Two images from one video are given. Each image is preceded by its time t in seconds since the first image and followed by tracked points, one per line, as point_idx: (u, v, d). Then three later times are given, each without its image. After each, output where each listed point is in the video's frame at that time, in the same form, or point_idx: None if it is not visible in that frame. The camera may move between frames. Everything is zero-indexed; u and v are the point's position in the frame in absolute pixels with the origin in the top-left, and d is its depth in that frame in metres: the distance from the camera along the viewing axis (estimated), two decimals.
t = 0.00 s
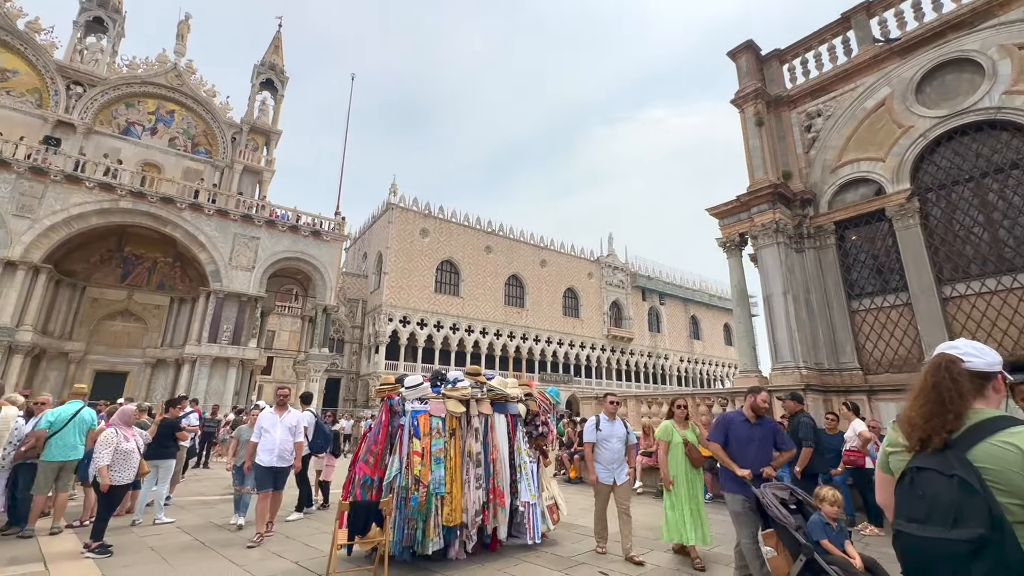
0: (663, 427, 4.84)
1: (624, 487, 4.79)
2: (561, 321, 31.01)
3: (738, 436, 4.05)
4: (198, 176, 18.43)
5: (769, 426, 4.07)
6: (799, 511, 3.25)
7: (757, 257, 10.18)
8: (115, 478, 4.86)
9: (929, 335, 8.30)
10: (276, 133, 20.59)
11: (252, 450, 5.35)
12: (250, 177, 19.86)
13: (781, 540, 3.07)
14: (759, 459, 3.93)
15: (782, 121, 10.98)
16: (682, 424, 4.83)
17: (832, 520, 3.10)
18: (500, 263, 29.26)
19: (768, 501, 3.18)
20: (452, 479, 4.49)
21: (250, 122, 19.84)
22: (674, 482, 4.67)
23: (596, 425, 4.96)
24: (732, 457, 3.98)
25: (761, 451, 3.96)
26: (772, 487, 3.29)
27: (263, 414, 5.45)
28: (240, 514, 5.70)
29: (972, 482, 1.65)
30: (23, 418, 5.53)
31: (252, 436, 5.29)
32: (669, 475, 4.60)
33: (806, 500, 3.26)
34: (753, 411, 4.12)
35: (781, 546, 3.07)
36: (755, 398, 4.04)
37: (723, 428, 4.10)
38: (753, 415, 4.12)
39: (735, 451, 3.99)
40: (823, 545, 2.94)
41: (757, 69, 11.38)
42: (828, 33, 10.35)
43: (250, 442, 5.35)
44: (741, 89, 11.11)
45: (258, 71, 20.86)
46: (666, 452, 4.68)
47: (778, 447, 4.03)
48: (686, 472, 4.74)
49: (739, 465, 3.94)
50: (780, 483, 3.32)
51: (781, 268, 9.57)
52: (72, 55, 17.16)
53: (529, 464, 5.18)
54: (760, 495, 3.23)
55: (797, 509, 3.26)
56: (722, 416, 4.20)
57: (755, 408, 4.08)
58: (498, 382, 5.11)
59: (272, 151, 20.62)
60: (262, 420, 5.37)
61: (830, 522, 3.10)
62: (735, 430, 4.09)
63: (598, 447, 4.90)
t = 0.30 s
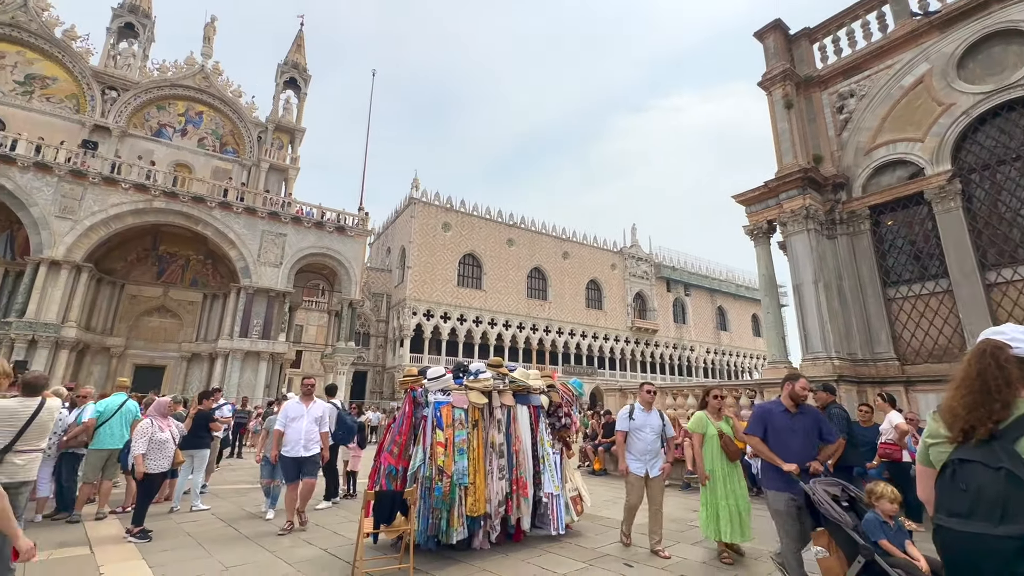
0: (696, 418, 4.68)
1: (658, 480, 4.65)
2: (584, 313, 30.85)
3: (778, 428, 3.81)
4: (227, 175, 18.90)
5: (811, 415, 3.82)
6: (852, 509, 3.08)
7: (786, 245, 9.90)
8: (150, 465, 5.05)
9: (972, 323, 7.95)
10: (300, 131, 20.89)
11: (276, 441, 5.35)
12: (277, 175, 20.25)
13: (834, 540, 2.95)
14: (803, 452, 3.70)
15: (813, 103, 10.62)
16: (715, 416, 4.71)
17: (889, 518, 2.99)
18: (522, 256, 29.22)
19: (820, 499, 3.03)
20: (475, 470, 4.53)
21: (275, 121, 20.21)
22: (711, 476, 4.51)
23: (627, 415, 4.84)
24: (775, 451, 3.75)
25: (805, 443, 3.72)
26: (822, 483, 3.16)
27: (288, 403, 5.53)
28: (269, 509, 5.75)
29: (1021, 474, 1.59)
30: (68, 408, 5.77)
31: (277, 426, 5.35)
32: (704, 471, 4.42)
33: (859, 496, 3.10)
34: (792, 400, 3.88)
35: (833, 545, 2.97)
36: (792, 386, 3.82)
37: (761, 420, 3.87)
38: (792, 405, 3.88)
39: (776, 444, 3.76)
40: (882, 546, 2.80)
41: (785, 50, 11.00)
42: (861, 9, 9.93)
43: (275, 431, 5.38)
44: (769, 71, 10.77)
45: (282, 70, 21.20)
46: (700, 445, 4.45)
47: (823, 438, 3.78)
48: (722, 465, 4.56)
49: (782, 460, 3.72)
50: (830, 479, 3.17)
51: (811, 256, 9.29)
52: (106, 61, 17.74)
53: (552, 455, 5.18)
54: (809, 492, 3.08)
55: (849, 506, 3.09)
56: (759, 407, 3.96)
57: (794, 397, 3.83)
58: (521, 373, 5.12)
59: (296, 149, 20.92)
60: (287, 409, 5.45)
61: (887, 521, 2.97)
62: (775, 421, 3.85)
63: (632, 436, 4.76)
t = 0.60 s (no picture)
0: (738, 411, 4.32)
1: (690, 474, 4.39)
2: (603, 306, 30.68)
3: (822, 422, 3.58)
4: (248, 174, 19.24)
5: (856, 406, 3.59)
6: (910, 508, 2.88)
7: (811, 234, 9.66)
8: (182, 458, 5.20)
9: (1010, 312, 7.66)
10: (319, 129, 21.12)
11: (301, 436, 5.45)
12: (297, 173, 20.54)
13: (894, 542, 2.66)
14: (851, 446, 3.50)
15: (839, 87, 10.31)
16: (756, 409, 4.38)
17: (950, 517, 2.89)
18: (539, 249, 29.15)
19: (877, 495, 2.76)
20: (498, 463, 4.55)
21: (294, 120, 20.47)
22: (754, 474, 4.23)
23: (658, 408, 4.54)
24: (819, 447, 3.54)
25: (852, 436, 3.51)
26: (877, 479, 2.94)
27: (314, 398, 5.59)
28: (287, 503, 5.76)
29: None
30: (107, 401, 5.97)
31: (304, 422, 5.44)
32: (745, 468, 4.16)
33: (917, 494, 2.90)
34: (835, 391, 3.63)
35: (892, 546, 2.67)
36: (834, 376, 3.59)
37: (803, 414, 3.64)
38: (836, 396, 3.63)
39: (822, 439, 3.55)
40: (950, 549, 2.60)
41: (809, 32, 10.69)
42: None
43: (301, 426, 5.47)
44: (793, 55, 10.48)
45: (300, 69, 21.45)
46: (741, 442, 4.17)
47: (872, 431, 3.58)
48: (763, 463, 4.29)
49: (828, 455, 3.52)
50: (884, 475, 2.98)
51: (838, 245, 9.04)
52: (131, 65, 18.18)
53: (574, 448, 5.18)
54: (865, 489, 2.81)
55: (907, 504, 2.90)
56: (800, 400, 3.72)
57: (838, 388, 3.59)
58: (541, 366, 5.11)
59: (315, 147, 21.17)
60: (313, 404, 5.51)
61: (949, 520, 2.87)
62: (817, 415, 3.62)
63: (661, 431, 4.47)
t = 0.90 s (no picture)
0: (785, 404, 4.13)
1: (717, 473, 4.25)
2: (617, 300, 30.51)
3: (872, 417, 3.43)
4: (265, 174, 19.49)
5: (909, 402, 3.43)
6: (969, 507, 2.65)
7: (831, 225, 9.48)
8: (207, 452, 5.34)
9: None
10: (333, 127, 21.27)
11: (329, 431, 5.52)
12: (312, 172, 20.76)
13: (953, 546, 2.41)
14: (903, 442, 3.33)
15: (860, 74, 10.07)
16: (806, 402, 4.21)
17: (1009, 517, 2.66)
18: (553, 244, 29.06)
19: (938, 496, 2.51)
20: (516, 457, 4.57)
21: (309, 119, 20.65)
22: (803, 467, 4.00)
23: (685, 406, 4.37)
24: (869, 442, 3.38)
25: (903, 433, 3.34)
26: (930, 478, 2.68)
27: (339, 394, 5.63)
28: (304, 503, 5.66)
29: None
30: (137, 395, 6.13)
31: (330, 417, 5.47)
32: (795, 461, 3.96)
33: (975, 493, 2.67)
34: (886, 384, 3.48)
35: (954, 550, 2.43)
36: (885, 368, 3.43)
37: (851, 408, 3.49)
38: (887, 390, 3.48)
39: (871, 434, 3.39)
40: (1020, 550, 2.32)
41: (829, 18, 10.44)
42: None
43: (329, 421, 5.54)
44: (811, 42, 10.25)
45: (313, 69, 21.63)
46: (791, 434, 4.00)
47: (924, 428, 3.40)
48: (815, 456, 4.07)
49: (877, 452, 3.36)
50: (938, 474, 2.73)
51: (859, 235, 8.85)
52: (149, 68, 18.50)
53: (591, 443, 5.18)
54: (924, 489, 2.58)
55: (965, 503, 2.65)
56: (848, 393, 3.58)
57: (889, 381, 3.44)
58: (558, 361, 5.11)
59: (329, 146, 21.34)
60: (339, 399, 5.55)
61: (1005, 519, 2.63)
62: (867, 410, 3.47)
63: (689, 429, 4.29)
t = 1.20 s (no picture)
0: (820, 398, 3.94)
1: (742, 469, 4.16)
2: (629, 295, 30.37)
3: (915, 413, 3.34)
4: (277, 173, 19.67)
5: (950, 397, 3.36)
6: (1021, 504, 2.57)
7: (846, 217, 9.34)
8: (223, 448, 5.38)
9: None
10: (343, 126, 21.38)
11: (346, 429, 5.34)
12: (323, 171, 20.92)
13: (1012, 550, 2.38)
14: (948, 439, 3.24)
15: (875, 64, 9.88)
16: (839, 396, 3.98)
17: None
18: (563, 239, 28.99)
19: (996, 499, 2.45)
20: (529, 453, 4.60)
21: (319, 117, 20.77)
22: (846, 465, 3.82)
23: (707, 400, 4.22)
24: (912, 440, 3.29)
25: (946, 430, 3.25)
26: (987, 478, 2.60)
27: (355, 392, 5.42)
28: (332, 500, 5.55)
29: None
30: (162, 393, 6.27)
31: (346, 415, 5.30)
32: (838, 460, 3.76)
33: None
34: (927, 378, 3.40)
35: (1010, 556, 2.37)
36: (925, 361, 3.36)
37: (893, 403, 3.39)
38: (928, 384, 3.40)
39: (915, 430, 3.30)
40: None
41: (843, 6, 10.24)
42: None
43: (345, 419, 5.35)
44: (825, 31, 10.06)
45: (323, 67, 21.75)
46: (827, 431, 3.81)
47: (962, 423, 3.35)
48: (855, 452, 3.89)
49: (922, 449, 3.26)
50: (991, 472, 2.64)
51: (874, 227, 8.70)
52: (163, 70, 18.74)
53: (604, 438, 5.19)
54: (979, 490, 2.50)
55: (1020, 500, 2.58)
56: (887, 388, 3.49)
57: (930, 375, 3.36)
58: (570, 356, 5.11)
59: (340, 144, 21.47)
60: (354, 398, 5.34)
61: None
62: (909, 405, 3.38)
63: (712, 426, 4.17)
